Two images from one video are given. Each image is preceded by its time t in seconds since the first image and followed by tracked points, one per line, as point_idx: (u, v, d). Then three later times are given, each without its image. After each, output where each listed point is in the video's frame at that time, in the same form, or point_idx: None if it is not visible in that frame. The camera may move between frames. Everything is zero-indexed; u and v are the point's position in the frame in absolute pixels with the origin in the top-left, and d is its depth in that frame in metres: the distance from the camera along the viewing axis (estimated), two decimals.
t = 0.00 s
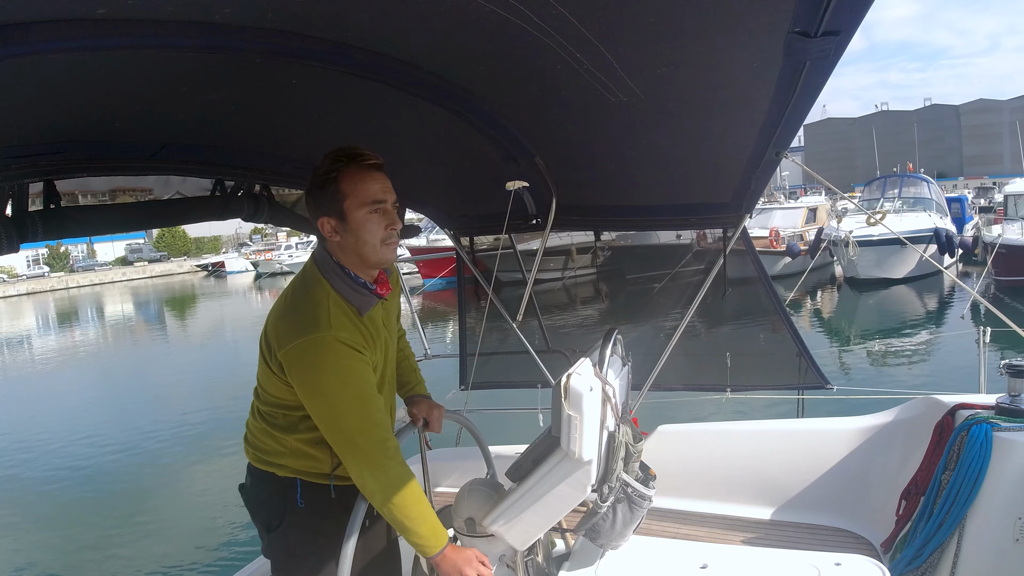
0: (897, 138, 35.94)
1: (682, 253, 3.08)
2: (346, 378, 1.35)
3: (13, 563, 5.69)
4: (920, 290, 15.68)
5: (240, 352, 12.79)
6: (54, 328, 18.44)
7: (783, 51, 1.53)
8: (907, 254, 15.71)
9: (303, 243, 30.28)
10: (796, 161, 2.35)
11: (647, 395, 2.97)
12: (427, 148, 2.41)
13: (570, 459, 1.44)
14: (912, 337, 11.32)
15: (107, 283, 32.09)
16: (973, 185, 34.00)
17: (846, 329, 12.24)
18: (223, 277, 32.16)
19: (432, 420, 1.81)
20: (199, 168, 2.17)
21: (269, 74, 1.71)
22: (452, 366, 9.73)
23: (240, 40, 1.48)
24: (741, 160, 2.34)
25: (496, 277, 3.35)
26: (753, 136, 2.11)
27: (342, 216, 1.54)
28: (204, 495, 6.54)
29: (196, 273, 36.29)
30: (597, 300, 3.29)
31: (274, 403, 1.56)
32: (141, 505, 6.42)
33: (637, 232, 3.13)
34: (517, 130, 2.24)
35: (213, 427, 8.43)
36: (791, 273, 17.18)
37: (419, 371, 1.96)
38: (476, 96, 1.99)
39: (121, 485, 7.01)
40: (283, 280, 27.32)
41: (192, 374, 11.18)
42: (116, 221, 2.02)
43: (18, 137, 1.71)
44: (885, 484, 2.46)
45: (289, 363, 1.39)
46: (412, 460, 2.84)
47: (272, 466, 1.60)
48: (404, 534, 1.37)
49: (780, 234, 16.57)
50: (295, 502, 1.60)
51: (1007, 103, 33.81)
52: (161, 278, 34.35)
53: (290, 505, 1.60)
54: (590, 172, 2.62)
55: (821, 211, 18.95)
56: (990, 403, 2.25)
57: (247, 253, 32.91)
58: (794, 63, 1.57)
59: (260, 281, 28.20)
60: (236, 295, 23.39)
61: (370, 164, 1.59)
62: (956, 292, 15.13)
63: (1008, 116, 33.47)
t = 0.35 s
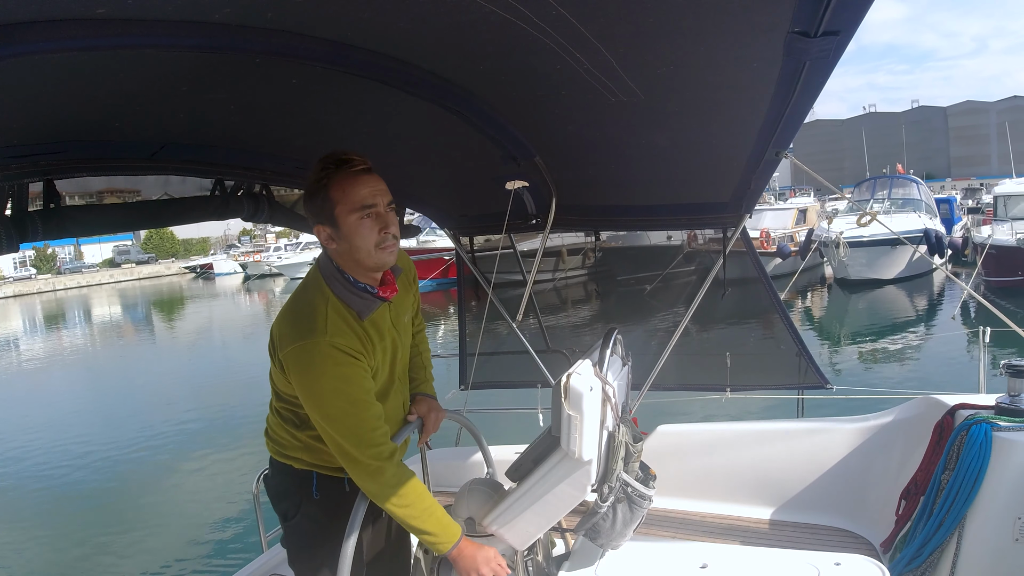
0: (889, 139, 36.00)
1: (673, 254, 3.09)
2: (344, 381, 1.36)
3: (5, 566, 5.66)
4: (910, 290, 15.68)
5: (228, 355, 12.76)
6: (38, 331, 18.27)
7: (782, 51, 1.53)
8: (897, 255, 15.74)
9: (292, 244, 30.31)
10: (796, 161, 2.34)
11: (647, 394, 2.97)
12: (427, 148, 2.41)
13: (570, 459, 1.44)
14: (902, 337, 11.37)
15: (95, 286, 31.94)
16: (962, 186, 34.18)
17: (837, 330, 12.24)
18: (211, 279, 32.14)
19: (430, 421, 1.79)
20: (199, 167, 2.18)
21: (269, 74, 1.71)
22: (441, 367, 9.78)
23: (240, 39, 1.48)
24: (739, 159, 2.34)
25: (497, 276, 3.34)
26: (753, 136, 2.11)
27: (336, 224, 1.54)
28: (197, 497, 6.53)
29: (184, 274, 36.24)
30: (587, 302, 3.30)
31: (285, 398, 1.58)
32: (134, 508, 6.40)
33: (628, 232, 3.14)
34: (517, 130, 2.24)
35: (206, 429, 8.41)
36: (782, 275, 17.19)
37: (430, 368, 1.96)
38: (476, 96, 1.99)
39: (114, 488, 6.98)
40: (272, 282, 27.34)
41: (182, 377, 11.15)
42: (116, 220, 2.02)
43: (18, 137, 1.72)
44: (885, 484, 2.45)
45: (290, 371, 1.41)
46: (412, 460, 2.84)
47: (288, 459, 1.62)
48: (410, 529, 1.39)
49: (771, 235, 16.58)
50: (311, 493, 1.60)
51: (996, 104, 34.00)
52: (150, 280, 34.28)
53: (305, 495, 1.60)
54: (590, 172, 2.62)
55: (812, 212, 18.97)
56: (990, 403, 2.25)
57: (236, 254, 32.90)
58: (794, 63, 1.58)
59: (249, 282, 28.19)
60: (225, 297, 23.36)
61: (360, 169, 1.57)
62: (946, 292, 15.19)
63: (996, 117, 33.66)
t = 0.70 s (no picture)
0: (880, 140, 36.10)
1: (664, 255, 3.13)
2: (346, 384, 1.36)
3: None
4: (900, 291, 15.68)
5: (216, 358, 12.74)
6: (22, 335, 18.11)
7: (782, 51, 1.53)
8: (887, 256, 15.76)
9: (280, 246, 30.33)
10: (796, 162, 2.34)
11: (647, 395, 2.97)
12: (426, 148, 2.41)
13: (570, 459, 1.44)
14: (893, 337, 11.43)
15: (83, 288, 31.80)
16: (951, 186, 34.37)
17: (829, 331, 12.23)
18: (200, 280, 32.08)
19: (429, 420, 1.79)
20: (199, 167, 2.18)
21: (268, 74, 1.71)
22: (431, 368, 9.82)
23: (239, 39, 1.48)
24: (737, 159, 2.34)
25: (496, 278, 3.30)
26: (751, 136, 2.11)
27: (341, 233, 1.54)
28: (191, 501, 6.53)
29: (172, 276, 36.17)
30: (577, 303, 3.32)
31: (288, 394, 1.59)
32: (129, 513, 6.37)
33: (619, 232, 3.16)
34: (517, 130, 2.24)
35: (199, 432, 8.39)
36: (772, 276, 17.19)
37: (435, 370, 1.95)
38: (476, 96, 1.99)
39: (108, 491, 6.95)
40: (260, 284, 27.35)
41: (171, 380, 11.12)
42: (116, 220, 2.02)
43: (18, 137, 1.72)
44: (885, 485, 2.45)
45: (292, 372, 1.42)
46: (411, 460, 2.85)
47: (286, 452, 1.63)
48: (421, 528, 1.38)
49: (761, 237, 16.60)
50: (307, 486, 1.60)
51: (984, 105, 34.23)
52: (139, 282, 34.18)
53: (302, 489, 1.60)
54: (589, 172, 2.62)
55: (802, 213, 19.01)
56: (989, 404, 2.26)
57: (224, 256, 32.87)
58: (794, 63, 1.58)
59: (236, 284, 28.17)
60: (213, 299, 23.32)
61: (367, 181, 1.57)
62: (937, 292, 15.25)
63: (984, 119, 33.86)
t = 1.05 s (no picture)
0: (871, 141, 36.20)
1: (656, 256, 3.12)
2: (352, 385, 1.36)
3: None
4: (891, 291, 15.69)
5: (206, 361, 12.73)
6: (9, 338, 18.01)
7: (782, 51, 1.53)
8: (878, 257, 15.77)
9: (269, 247, 30.35)
10: (796, 163, 2.34)
11: (646, 395, 2.96)
12: (425, 148, 2.41)
13: (570, 459, 1.44)
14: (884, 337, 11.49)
15: (72, 289, 31.69)
16: (939, 188, 34.48)
17: (820, 332, 12.25)
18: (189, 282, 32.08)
19: (427, 422, 1.80)
20: (198, 168, 2.18)
21: (268, 74, 1.70)
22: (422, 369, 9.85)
23: (237, 40, 1.48)
24: (738, 159, 2.33)
25: (496, 278, 3.29)
26: (751, 136, 2.11)
27: (322, 249, 1.53)
28: (185, 504, 6.52)
29: (162, 278, 36.10)
30: (568, 305, 3.28)
31: (286, 401, 1.58)
32: (124, 516, 6.35)
33: (611, 233, 3.17)
34: (516, 130, 2.24)
35: (193, 434, 8.38)
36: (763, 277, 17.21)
37: (430, 368, 1.94)
38: (475, 96, 1.99)
39: (102, 494, 6.92)
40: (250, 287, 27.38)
41: (161, 384, 11.10)
42: (117, 221, 2.01)
43: (19, 138, 1.72)
44: (884, 485, 2.45)
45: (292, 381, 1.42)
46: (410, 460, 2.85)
47: (281, 450, 1.63)
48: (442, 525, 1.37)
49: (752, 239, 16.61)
50: (300, 483, 1.60)
51: (973, 106, 34.45)
52: (128, 284, 34.10)
53: (296, 485, 1.60)
54: (589, 172, 2.62)
55: (792, 215, 19.06)
56: (990, 404, 2.26)
57: (214, 257, 32.86)
58: (794, 63, 1.58)
59: (225, 287, 28.17)
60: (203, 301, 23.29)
61: (345, 197, 1.56)
62: (928, 292, 15.31)
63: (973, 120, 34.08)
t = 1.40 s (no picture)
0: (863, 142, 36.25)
1: (648, 257, 3.13)
2: (344, 362, 1.37)
3: None
4: (883, 291, 15.69)
5: (195, 363, 12.70)
6: None
7: (781, 52, 1.53)
8: (870, 257, 15.76)
9: (258, 248, 30.29)
10: (796, 163, 2.34)
11: (646, 395, 2.96)
12: (424, 149, 2.41)
13: (570, 460, 1.44)
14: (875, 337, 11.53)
15: (60, 291, 31.54)
16: (929, 189, 34.58)
17: (812, 333, 12.22)
18: (178, 284, 31.99)
19: (427, 421, 1.79)
20: (198, 169, 2.18)
21: (268, 75, 1.70)
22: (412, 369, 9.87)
23: (238, 41, 1.48)
24: (737, 159, 2.32)
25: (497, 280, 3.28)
26: (750, 137, 2.10)
27: (332, 220, 1.56)
28: (179, 507, 6.49)
29: (152, 279, 36.01)
30: (560, 306, 3.30)
31: (291, 389, 1.58)
32: (119, 519, 6.33)
33: (603, 236, 3.17)
34: (516, 130, 2.23)
35: (187, 436, 8.36)
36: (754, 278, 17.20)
37: (434, 369, 1.94)
38: (476, 97, 1.99)
39: (97, 498, 6.89)
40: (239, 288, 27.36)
41: (150, 387, 11.06)
42: (118, 222, 2.01)
43: (19, 138, 1.72)
44: (884, 486, 2.45)
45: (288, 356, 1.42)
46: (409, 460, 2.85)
47: (292, 451, 1.62)
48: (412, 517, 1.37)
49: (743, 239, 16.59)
50: (312, 483, 1.60)
51: (962, 107, 34.48)
52: (117, 286, 33.93)
53: (306, 486, 1.60)
54: (589, 172, 2.62)
55: (783, 215, 19.07)
56: (990, 404, 2.26)
57: (203, 258, 32.77)
58: (793, 64, 1.57)
59: (214, 289, 28.09)
60: (191, 303, 23.22)
61: (355, 169, 1.60)
62: (919, 292, 15.34)
63: (960, 121, 34.20)
